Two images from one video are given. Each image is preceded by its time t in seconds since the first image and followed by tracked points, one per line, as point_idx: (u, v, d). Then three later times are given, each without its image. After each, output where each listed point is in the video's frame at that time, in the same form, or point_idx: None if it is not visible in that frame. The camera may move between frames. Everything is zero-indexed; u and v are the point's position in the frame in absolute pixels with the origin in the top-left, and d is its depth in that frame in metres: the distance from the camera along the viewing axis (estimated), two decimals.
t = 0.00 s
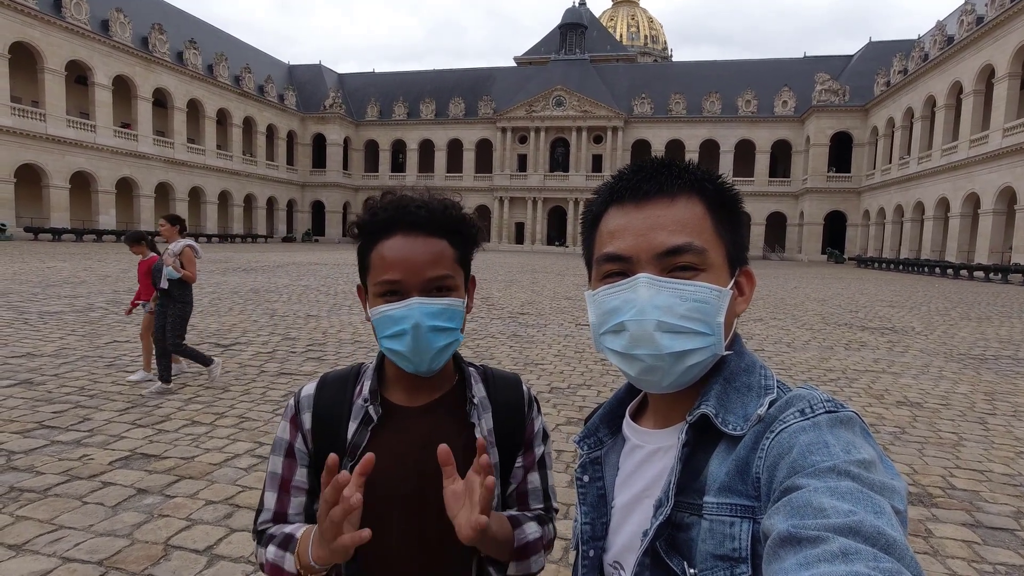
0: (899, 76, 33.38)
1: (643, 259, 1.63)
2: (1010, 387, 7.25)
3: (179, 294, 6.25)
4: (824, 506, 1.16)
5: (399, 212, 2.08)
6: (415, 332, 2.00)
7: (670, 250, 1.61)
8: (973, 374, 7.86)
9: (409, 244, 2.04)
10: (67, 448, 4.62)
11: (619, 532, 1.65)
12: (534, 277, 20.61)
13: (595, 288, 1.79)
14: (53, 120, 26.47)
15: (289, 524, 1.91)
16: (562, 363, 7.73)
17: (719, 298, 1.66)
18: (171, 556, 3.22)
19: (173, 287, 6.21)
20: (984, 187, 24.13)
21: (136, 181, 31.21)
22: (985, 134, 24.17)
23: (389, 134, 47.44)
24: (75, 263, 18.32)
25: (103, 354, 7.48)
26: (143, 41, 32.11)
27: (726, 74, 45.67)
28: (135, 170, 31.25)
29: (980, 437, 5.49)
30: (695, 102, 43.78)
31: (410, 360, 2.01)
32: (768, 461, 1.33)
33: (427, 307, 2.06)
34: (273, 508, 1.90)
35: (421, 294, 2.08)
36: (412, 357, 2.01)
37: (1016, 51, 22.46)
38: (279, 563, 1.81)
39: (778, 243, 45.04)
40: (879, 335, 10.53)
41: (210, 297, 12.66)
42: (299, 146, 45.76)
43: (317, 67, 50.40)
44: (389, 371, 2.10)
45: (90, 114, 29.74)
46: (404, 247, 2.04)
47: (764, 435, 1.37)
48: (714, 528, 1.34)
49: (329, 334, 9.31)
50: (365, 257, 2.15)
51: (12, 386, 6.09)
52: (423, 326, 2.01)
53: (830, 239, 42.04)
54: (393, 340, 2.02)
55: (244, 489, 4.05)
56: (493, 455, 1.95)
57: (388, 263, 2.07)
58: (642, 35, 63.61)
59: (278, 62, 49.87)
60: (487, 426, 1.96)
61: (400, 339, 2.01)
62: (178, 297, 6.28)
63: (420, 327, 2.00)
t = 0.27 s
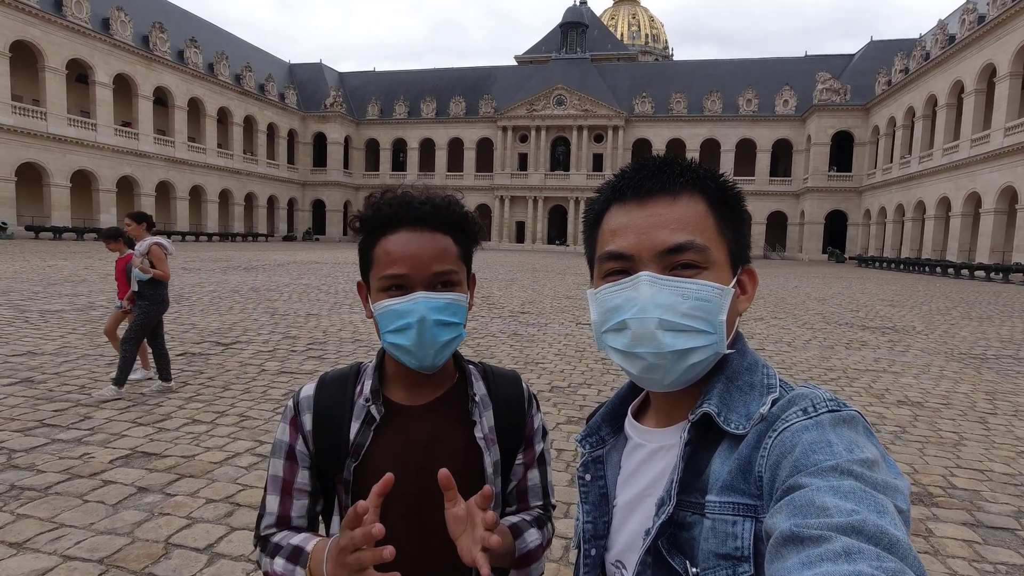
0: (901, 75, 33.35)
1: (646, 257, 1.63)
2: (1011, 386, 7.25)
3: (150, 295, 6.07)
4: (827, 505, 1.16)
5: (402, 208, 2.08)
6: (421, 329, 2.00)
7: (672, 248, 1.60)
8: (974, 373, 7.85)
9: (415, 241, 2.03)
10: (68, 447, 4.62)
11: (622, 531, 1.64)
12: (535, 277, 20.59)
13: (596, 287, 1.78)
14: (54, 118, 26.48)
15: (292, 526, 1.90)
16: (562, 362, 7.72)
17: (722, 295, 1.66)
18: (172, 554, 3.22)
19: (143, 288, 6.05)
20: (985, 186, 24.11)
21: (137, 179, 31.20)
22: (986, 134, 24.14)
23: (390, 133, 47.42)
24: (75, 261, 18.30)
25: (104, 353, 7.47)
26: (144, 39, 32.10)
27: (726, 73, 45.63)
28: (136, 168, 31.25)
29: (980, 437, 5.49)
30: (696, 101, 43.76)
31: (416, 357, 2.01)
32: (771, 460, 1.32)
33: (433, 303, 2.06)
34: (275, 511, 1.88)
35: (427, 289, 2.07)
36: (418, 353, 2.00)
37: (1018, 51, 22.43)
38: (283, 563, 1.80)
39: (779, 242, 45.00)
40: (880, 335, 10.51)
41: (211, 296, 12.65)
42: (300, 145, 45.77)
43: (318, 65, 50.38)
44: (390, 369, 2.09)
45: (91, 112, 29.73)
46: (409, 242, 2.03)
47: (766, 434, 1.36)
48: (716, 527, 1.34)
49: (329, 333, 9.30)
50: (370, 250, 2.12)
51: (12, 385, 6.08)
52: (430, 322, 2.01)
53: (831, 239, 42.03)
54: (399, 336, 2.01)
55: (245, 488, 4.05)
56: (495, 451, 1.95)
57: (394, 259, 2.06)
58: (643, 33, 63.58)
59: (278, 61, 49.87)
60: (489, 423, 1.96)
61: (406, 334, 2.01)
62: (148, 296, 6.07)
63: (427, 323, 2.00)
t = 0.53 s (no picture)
0: (900, 75, 33.36)
1: (646, 255, 1.62)
2: (1009, 386, 7.25)
3: (106, 297, 5.84)
4: (827, 503, 1.15)
5: (407, 203, 2.07)
6: (435, 323, 2.02)
7: (672, 246, 1.60)
8: (972, 373, 7.85)
9: (421, 236, 2.02)
10: (66, 446, 4.61)
11: (623, 528, 1.64)
12: (534, 276, 20.58)
13: (597, 284, 1.78)
14: (52, 117, 26.42)
15: (305, 533, 1.84)
16: (561, 361, 7.72)
17: (722, 294, 1.66)
18: (171, 553, 3.22)
19: (99, 290, 5.83)
20: (984, 186, 24.11)
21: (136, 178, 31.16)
22: (985, 133, 24.15)
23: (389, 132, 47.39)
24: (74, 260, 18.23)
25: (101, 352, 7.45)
26: (143, 38, 32.04)
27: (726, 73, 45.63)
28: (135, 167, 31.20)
29: (979, 436, 5.49)
30: (695, 100, 43.75)
31: (429, 351, 2.02)
32: (771, 458, 1.32)
33: (445, 297, 2.09)
34: (288, 519, 1.82)
35: (438, 284, 2.08)
36: (431, 346, 2.02)
37: (1017, 50, 22.43)
38: (304, 569, 1.73)
39: (778, 242, 45.03)
40: (879, 334, 10.52)
41: (209, 295, 12.62)
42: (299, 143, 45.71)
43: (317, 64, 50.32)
44: (392, 366, 2.07)
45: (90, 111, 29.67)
46: (416, 239, 2.03)
47: (767, 433, 1.36)
48: (716, 526, 1.34)
49: (328, 332, 9.28)
50: (377, 245, 2.09)
51: (10, 384, 6.06)
52: (444, 316, 2.04)
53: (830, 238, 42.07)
54: (413, 330, 2.02)
55: (243, 487, 4.04)
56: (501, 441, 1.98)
57: (401, 254, 2.04)
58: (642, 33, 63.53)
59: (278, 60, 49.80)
60: (493, 414, 1.98)
61: (421, 328, 2.02)
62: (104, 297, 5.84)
63: (441, 317, 2.04)
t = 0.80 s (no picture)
0: (896, 75, 33.46)
1: (645, 255, 1.63)
2: (1006, 386, 7.27)
3: (70, 293, 5.63)
4: (826, 504, 1.15)
5: (405, 203, 2.03)
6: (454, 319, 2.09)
7: (672, 247, 1.60)
8: (969, 372, 7.88)
9: (429, 237, 2.03)
10: (62, 446, 4.59)
11: (621, 529, 1.64)
12: (532, 276, 20.58)
13: (597, 286, 1.78)
14: (48, 116, 26.32)
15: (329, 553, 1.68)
16: (558, 360, 7.73)
17: (721, 295, 1.65)
18: (167, 554, 3.21)
19: (62, 285, 5.61)
20: (980, 186, 24.20)
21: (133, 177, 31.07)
22: (981, 133, 24.22)
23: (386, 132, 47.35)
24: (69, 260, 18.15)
25: (97, 352, 7.42)
26: (139, 37, 31.96)
27: (723, 73, 45.71)
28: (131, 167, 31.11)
29: (974, 435, 5.51)
30: (693, 100, 43.80)
31: (444, 347, 2.04)
32: (770, 460, 1.32)
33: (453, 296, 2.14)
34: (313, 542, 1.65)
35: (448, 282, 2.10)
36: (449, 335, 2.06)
37: (1013, 51, 22.50)
38: (360, 567, 1.57)
39: (775, 242, 45.09)
40: (876, 334, 10.54)
41: (206, 294, 12.59)
42: (296, 143, 45.65)
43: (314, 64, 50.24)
44: (368, 370, 1.99)
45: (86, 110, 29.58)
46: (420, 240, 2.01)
47: (766, 434, 1.36)
48: (714, 526, 1.34)
49: (325, 331, 9.27)
50: (381, 244, 1.99)
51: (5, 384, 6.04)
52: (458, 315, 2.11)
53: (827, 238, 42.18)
54: (436, 327, 2.02)
55: (240, 487, 4.03)
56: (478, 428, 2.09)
57: (419, 252, 2.01)
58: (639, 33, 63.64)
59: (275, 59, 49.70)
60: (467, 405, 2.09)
61: (441, 324, 2.04)
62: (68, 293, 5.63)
63: (458, 316, 2.10)
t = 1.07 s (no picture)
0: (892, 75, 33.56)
1: (645, 257, 1.62)
2: (1001, 385, 7.30)
3: (38, 294, 5.54)
4: (828, 505, 1.15)
5: (373, 205, 1.96)
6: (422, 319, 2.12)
7: (671, 248, 1.60)
8: (965, 372, 7.91)
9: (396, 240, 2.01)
10: (58, 446, 4.57)
11: (620, 530, 1.64)
12: (529, 276, 20.58)
13: (598, 286, 1.78)
14: (44, 115, 26.21)
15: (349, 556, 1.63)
16: (556, 360, 7.74)
17: (721, 296, 1.65)
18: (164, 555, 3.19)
19: (31, 286, 5.51)
20: (975, 186, 24.30)
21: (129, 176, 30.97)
22: (977, 133, 24.29)
23: (383, 131, 47.30)
24: (66, 260, 18.09)
25: (93, 352, 7.39)
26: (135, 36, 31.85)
27: (719, 73, 45.78)
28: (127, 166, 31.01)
29: (971, 434, 5.53)
30: (690, 100, 43.86)
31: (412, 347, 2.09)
32: (771, 460, 1.32)
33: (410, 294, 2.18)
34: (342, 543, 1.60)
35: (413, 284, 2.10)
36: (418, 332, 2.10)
37: (1009, 51, 22.58)
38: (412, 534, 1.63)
39: (772, 242, 45.16)
40: (872, 333, 10.57)
41: (203, 294, 12.56)
42: (293, 142, 45.57)
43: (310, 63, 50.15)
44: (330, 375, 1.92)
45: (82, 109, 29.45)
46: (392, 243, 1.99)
47: (767, 434, 1.36)
48: (716, 526, 1.34)
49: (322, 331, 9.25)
50: (363, 242, 1.91)
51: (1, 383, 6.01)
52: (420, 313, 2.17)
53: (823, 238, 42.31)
54: (413, 327, 2.07)
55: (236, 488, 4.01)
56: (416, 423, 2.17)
57: (394, 255, 1.99)
58: (636, 33, 63.76)
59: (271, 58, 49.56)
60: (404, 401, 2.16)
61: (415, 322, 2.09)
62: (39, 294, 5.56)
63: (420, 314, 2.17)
